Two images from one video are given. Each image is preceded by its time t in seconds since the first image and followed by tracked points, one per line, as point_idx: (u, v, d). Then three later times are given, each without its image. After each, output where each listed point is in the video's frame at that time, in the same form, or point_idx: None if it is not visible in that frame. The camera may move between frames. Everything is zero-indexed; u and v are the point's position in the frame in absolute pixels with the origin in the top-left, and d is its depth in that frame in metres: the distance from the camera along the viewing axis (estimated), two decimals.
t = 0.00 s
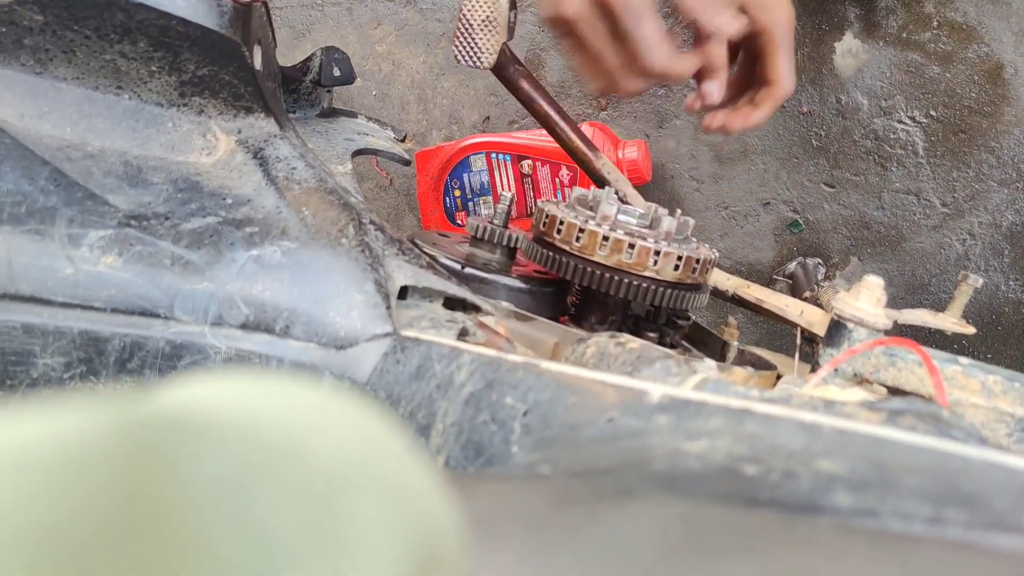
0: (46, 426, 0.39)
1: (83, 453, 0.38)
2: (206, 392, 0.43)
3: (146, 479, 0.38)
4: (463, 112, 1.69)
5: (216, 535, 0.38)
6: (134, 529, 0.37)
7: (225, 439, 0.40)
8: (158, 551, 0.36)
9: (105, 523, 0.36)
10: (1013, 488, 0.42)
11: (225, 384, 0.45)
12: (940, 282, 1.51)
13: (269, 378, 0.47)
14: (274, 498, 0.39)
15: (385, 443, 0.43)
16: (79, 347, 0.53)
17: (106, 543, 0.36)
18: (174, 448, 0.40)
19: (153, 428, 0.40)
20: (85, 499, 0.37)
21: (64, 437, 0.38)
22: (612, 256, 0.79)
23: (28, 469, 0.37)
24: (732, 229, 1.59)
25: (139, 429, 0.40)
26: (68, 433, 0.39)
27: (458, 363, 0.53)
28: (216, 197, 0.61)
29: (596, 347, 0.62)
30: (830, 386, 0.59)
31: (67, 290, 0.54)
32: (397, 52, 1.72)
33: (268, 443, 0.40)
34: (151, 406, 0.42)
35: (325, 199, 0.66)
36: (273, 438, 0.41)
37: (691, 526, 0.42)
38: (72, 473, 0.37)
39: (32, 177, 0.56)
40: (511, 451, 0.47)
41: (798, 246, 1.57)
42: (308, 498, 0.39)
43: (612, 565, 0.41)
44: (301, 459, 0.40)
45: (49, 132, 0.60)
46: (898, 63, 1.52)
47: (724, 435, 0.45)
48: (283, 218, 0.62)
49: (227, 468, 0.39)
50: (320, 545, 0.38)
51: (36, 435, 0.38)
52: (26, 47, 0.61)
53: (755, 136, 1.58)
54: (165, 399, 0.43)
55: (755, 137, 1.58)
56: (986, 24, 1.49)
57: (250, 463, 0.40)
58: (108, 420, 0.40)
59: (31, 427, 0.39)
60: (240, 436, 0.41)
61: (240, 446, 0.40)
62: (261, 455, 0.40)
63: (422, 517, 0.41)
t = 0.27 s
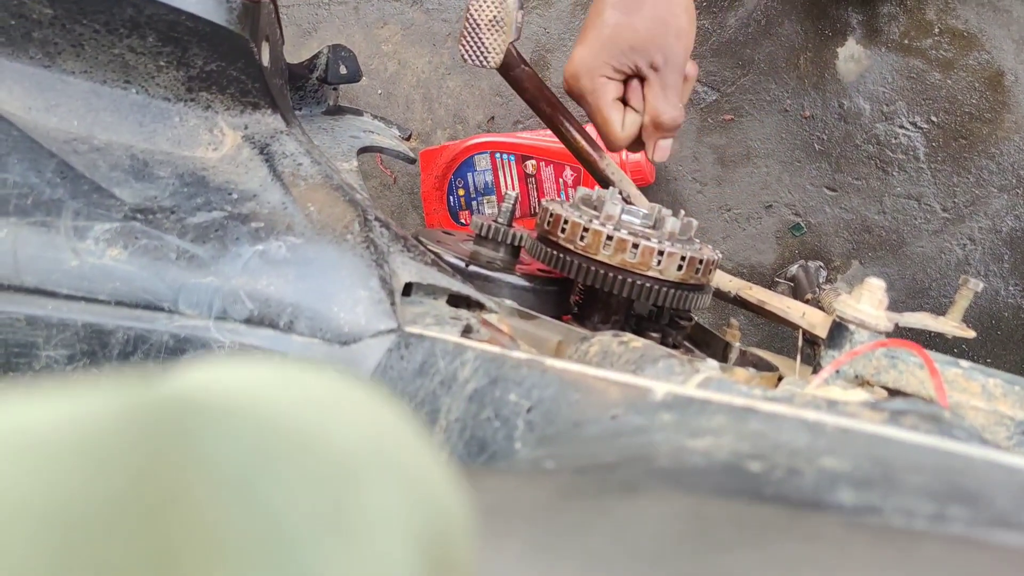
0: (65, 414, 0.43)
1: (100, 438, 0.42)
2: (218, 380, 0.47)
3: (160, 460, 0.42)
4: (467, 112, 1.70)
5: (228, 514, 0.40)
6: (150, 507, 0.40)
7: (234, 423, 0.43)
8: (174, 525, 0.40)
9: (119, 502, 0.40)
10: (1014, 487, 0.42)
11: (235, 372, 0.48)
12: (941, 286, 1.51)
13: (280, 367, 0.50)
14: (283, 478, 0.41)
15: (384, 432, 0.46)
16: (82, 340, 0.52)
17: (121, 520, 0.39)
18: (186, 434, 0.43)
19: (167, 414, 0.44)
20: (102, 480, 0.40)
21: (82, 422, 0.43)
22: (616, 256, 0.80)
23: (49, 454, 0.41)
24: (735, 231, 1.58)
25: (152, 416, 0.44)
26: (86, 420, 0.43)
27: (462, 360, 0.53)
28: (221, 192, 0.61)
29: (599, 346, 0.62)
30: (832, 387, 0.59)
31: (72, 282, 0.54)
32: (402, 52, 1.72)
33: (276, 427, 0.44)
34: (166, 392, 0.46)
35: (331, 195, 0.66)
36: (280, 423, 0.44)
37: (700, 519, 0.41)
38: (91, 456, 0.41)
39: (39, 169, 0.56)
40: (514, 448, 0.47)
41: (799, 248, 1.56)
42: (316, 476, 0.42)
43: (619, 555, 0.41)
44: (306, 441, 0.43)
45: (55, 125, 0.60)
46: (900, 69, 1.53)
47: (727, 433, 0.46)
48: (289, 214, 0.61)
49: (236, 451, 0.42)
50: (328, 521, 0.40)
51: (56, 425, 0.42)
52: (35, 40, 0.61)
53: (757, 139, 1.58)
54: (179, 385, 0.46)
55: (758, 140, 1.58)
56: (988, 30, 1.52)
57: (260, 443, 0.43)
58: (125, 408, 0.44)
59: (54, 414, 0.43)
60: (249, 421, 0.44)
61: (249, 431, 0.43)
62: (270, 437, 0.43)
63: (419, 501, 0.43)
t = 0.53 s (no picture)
0: (73, 408, 0.46)
1: (106, 434, 0.44)
2: (224, 374, 0.49)
3: (164, 456, 0.44)
4: (470, 113, 1.70)
5: (227, 511, 0.43)
6: (152, 502, 0.43)
7: (238, 419, 0.46)
8: (177, 519, 0.42)
9: (123, 497, 0.43)
10: (1017, 487, 0.42)
11: (241, 367, 0.50)
12: (941, 291, 1.51)
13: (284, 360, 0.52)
14: (281, 476, 0.44)
15: (386, 426, 0.47)
16: (84, 336, 0.52)
17: (125, 514, 0.42)
18: (191, 429, 0.45)
19: (173, 409, 0.46)
20: (106, 477, 0.43)
21: (88, 415, 0.45)
22: (619, 257, 0.80)
23: (58, 450, 0.43)
24: (736, 234, 1.58)
25: (159, 411, 0.46)
26: (93, 415, 0.45)
27: (465, 359, 0.53)
28: (225, 189, 0.61)
29: (601, 346, 0.62)
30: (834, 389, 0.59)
31: (75, 278, 0.54)
32: (406, 52, 1.73)
33: (277, 423, 0.46)
34: (173, 386, 0.48)
35: (335, 193, 0.65)
36: (282, 420, 0.46)
37: (706, 516, 0.41)
38: (96, 453, 0.44)
39: (44, 165, 0.56)
40: (517, 447, 0.47)
41: (800, 252, 1.56)
42: (314, 473, 0.44)
43: (623, 549, 0.41)
44: (306, 438, 0.45)
45: (60, 121, 0.60)
46: (901, 74, 1.54)
47: (730, 432, 0.46)
48: (292, 211, 0.61)
49: (239, 448, 0.45)
50: (323, 518, 0.43)
51: (65, 419, 0.45)
52: (40, 36, 0.61)
53: (760, 142, 1.59)
54: (187, 379, 0.49)
55: (760, 143, 1.58)
56: (990, 36, 1.53)
57: (261, 440, 0.45)
58: (132, 402, 0.47)
59: (64, 407, 0.46)
60: (252, 417, 0.46)
61: (252, 428, 0.45)
62: (271, 433, 0.45)
63: (421, 493, 0.44)
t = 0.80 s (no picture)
0: (75, 416, 0.48)
1: (106, 442, 0.48)
2: (221, 383, 0.50)
3: (160, 464, 0.47)
4: (468, 123, 1.70)
5: (220, 518, 0.46)
6: (150, 509, 0.47)
7: (232, 430, 0.48)
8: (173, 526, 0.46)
9: (123, 503, 0.46)
10: (1010, 499, 0.43)
11: (237, 377, 0.51)
12: (937, 302, 1.52)
13: (281, 368, 0.52)
14: (272, 487, 0.47)
15: (386, 440, 0.48)
16: (79, 345, 0.51)
17: (126, 520, 0.46)
18: (186, 438, 0.48)
19: (170, 419, 0.49)
20: (108, 484, 0.47)
21: (91, 424, 0.48)
22: (616, 267, 0.80)
23: (63, 459, 0.47)
24: (733, 245, 1.59)
25: (156, 420, 0.48)
26: (94, 424, 0.48)
27: (462, 369, 0.52)
28: (224, 198, 0.61)
29: (599, 357, 0.62)
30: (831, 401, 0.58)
31: (72, 287, 0.53)
32: (405, 62, 1.73)
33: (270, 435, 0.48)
34: (170, 395, 0.50)
35: (333, 202, 0.66)
36: (275, 432, 0.48)
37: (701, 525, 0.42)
38: (98, 461, 0.47)
39: (41, 173, 0.56)
40: (513, 457, 0.47)
41: (797, 263, 1.57)
42: (303, 486, 0.46)
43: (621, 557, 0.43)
44: (298, 451, 0.47)
45: (58, 130, 0.60)
46: (897, 86, 1.55)
47: (727, 443, 0.46)
48: (290, 221, 0.62)
49: (232, 458, 0.47)
50: (309, 529, 0.46)
51: (68, 426, 0.48)
52: (40, 44, 0.61)
53: (756, 153, 1.59)
54: (185, 386, 0.50)
55: (757, 154, 1.59)
56: (982, 51, 1.51)
57: (254, 452, 0.47)
58: (131, 410, 0.49)
59: (67, 414, 0.48)
60: (246, 429, 0.48)
61: (244, 440, 0.48)
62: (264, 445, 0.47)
63: (411, 507, 0.46)
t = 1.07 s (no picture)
0: (71, 421, 0.46)
1: (101, 445, 0.45)
2: (217, 390, 0.49)
3: (155, 467, 0.44)
4: (460, 135, 1.71)
5: (215, 525, 0.42)
6: (141, 516, 0.42)
7: (233, 431, 0.46)
8: (163, 535, 0.42)
9: (112, 509, 0.42)
10: (1000, 508, 0.43)
11: (233, 385, 0.50)
12: (926, 315, 1.53)
13: (276, 377, 0.52)
14: (273, 489, 0.43)
15: (383, 448, 0.47)
16: (71, 355, 0.52)
17: (113, 529, 0.42)
18: (183, 439, 0.45)
19: (168, 420, 0.47)
20: (98, 488, 0.43)
21: (87, 428, 0.46)
22: (607, 279, 0.81)
23: (52, 461, 0.44)
24: (723, 256, 1.61)
25: (153, 423, 0.46)
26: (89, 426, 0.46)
27: (452, 380, 0.52)
28: (214, 209, 0.61)
29: (589, 368, 0.62)
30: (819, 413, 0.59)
31: (62, 297, 0.53)
32: (397, 74, 1.74)
33: (271, 438, 0.46)
34: (168, 399, 0.48)
35: (324, 214, 0.66)
36: (275, 434, 0.46)
37: (694, 533, 0.42)
38: (91, 464, 0.44)
39: (32, 183, 0.56)
40: (504, 468, 0.47)
41: (787, 276, 1.59)
42: (306, 487, 0.44)
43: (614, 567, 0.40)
44: (299, 453, 0.45)
45: (49, 140, 0.60)
46: (888, 100, 1.55)
47: (717, 454, 0.46)
48: (281, 231, 0.62)
49: (231, 460, 0.44)
50: (314, 534, 0.42)
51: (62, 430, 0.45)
52: (31, 55, 0.61)
53: (746, 166, 1.61)
54: (181, 393, 0.49)
55: (747, 168, 1.61)
56: (973, 64, 1.50)
57: (253, 453, 0.45)
58: (127, 414, 0.47)
59: (62, 420, 0.46)
60: (246, 430, 0.46)
61: (245, 440, 0.45)
62: (264, 446, 0.45)
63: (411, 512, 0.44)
